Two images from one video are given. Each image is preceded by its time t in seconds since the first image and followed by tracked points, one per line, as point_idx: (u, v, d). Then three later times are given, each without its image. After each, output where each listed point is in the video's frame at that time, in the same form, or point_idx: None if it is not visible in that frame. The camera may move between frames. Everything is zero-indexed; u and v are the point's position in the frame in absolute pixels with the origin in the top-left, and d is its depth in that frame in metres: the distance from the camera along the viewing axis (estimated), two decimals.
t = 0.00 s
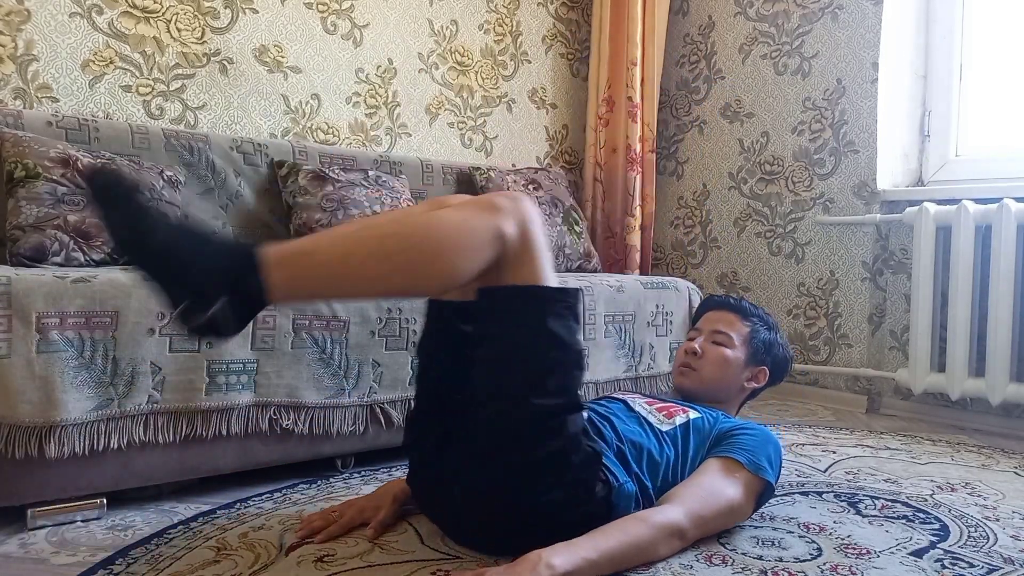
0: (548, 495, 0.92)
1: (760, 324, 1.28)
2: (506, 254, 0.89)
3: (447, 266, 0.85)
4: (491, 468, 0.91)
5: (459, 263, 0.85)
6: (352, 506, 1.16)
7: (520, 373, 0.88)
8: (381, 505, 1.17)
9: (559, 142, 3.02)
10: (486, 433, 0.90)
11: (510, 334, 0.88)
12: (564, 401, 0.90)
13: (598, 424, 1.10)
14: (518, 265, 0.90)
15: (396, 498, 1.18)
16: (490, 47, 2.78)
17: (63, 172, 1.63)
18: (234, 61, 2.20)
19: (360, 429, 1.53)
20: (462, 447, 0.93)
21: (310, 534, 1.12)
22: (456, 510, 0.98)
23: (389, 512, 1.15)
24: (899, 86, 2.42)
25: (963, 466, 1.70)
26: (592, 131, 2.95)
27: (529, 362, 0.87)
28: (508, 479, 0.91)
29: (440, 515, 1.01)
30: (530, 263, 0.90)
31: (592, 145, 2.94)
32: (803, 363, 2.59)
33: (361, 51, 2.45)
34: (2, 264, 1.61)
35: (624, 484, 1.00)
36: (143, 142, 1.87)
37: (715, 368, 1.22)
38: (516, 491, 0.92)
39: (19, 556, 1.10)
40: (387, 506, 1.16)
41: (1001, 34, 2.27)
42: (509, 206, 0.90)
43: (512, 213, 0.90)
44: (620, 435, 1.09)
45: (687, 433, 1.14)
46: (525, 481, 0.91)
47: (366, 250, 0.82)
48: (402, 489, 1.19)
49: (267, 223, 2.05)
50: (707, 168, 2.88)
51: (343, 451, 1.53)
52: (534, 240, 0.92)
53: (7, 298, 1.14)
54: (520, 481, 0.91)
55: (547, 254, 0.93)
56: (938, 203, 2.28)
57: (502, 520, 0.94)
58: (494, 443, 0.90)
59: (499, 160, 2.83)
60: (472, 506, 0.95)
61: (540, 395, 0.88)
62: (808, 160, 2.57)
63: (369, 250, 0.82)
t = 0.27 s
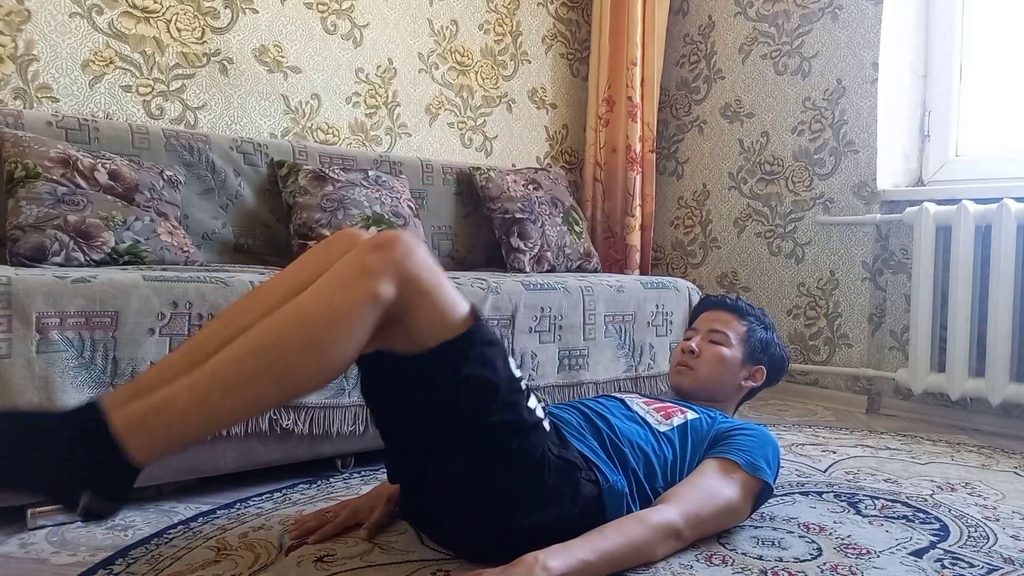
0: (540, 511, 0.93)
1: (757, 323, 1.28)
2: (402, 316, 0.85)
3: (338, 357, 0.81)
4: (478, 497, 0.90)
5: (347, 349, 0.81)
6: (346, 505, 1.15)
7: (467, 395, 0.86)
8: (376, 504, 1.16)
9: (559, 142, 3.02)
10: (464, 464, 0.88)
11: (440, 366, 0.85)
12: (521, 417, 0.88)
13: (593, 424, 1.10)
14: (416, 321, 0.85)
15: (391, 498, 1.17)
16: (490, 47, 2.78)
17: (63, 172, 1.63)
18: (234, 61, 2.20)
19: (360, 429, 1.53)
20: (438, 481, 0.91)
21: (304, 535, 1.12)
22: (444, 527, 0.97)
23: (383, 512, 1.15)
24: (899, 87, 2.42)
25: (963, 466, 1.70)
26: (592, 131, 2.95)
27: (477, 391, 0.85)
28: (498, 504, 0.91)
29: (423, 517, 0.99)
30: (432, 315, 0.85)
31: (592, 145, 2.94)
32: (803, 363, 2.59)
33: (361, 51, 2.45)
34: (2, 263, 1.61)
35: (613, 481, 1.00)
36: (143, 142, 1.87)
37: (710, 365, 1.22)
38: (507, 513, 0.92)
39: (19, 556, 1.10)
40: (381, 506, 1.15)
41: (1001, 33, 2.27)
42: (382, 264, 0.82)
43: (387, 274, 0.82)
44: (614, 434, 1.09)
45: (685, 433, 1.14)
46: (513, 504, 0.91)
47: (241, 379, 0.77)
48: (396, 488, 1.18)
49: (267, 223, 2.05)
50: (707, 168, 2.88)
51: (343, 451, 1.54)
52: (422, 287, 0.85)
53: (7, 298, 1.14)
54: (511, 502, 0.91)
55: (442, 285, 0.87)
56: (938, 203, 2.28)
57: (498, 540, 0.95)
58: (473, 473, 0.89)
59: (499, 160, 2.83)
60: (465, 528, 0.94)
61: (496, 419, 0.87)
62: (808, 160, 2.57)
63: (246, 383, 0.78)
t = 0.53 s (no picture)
0: (539, 519, 0.94)
1: (757, 323, 1.28)
2: (382, 339, 0.86)
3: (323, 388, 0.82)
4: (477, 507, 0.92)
5: (331, 377, 0.82)
6: (344, 505, 1.14)
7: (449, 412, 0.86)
8: (375, 504, 1.16)
9: (559, 142, 3.02)
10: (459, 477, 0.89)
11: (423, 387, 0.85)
12: (509, 428, 0.89)
13: (591, 421, 1.10)
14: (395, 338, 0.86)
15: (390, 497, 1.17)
16: (490, 47, 2.78)
17: (63, 172, 1.63)
18: (234, 61, 2.20)
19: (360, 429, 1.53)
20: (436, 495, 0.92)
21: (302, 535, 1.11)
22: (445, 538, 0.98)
23: (382, 512, 1.14)
24: (899, 87, 2.42)
25: (963, 466, 1.70)
26: (592, 131, 2.95)
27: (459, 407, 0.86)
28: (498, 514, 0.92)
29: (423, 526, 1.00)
30: (411, 334, 0.86)
31: (593, 145, 2.94)
32: (803, 363, 2.59)
33: (361, 51, 2.45)
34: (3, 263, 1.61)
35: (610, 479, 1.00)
36: (143, 142, 1.87)
37: (709, 363, 1.21)
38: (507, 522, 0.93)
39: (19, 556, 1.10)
40: (381, 505, 1.15)
41: (1001, 33, 2.26)
42: (351, 292, 0.84)
43: (358, 301, 0.84)
44: (613, 431, 1.09)
45: (684, 431, 1.14)
46: (512, 514, 0.92)
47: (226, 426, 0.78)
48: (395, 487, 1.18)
49: (267, 223, 2.05)
50: (707, 168, 2.88)
51: (343, 451, 1.54)
52: (397, 308, 0.86)
53: (7, 298, 1.14)
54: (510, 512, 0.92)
55: (417, 299, 0.89)
56: (938, 203, 2.28)
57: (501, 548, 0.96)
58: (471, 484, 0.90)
59: (499, 160, 2.83)
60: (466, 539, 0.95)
61: (485, 434, 0.87)
62: (808, 160, 2.57)
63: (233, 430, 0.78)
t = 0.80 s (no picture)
0: (544, 514, 0.94)
1: (758, 324, 1.28)
2: (458, 279, 0.84)
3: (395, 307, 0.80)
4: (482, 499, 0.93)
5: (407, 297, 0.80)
6: (344, 505, 1.15)
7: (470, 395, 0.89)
8: (374, 504, 1.17)
9: (559, 142, 3.02)
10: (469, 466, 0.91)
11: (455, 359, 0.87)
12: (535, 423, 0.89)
13: (591, 421, 1.10)
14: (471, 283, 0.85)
15: (389, 498, 1.18)
16: (490, 46, 2.78)
17: (63, 172, 1.63)
18: (234, 61, 2.20)
19: (360, 429, 1.53)
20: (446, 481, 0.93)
21: (302, 535, 1.11)
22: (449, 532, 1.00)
23: (381, 513, 1.15)
24: (899, 87, 2.42)
25: (963, 466, 1.70)
26: (592, 131, 2.95)
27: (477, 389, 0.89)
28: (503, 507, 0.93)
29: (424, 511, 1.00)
30: (483, 287, 0.85)
31: (593, 145, 2.94)
32: (803, 363, 2.59)
33: (361, 51, 2.45)
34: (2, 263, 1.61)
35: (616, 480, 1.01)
36: (143, 142, 1.87)
37: (708, 362, 1.21)
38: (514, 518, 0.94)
39: (19, 556, 1.10)
40: (380, 506, 1.16)
41: (1001, 33, 2.26)
42: (449, 223, 0.83)
43: (453, 231, 0.83)
44: (613, 431, 1.10)
45: (683, 430, 1.14)
46: (519, 507, 0.92)
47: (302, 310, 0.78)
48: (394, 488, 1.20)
49: (267, 223, 2.05)
50: (707, 168, 2.88)
51: (343, 451, 1.54)
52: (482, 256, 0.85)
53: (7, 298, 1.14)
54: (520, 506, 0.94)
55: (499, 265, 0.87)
56: (938, 203, 2.28)
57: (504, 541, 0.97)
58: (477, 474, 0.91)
59: (499, 160, 2.83)
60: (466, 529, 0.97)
61: (511, 425, 0.88)
62: (808, 160, 2.57)
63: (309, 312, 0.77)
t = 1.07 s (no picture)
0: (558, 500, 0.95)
1: (762, 328, 1.27)
2: (596, 264, 0.92)
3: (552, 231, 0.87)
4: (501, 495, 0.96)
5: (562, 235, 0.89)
6: (346, 506, 1.16)
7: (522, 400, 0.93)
8: (376, 505, 1.18)
9: (559, 142, 3.02)
10: (500, 476, 0.94)
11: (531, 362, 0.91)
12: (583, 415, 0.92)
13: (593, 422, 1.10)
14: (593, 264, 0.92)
15: (391, 499, 1.19)
16: (491, 47, 2.78)
17: (63, 172, 1.63)
18: (234, 61, 2.20)
19: (360, 429, 1.53)
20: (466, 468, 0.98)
21: (304, 534, 1.11)
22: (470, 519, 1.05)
23: (383, 513, 1.16)
24: (899, 87, 2.42)
25: (963, 466, 1.70)
26: (592, 131, 2.95)
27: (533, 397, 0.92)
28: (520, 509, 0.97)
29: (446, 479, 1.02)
30: (602, 288, 0.93)
31: (593, 145, 2.94)
32: (803, 363, 2.59)
33: (361, 51, 2.45)
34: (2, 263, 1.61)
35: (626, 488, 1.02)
36: (143, 142, 1.87)
37: (711, 361, 1.22)
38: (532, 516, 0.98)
39: (19, 555, 1.10)
40: (382, 506, 1.17)
41: (1001, 34, 2.27)
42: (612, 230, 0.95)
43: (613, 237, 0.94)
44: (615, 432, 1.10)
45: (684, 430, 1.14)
46: (535, 487, 0.93)
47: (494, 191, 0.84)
48: (395, 489, 1.21)
49: (267, 223, 2.05)
50: (707, 168, 2.88)
51: (344, 450, 1.54)
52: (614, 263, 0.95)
53: (8, 298, 1.14)
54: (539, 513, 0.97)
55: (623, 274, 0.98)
56: (938, 203, 2.28)
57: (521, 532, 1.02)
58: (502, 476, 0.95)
59: (499, 160, 2.83)
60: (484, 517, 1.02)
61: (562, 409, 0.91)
62: (808, 160, 2.57)
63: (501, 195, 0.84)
